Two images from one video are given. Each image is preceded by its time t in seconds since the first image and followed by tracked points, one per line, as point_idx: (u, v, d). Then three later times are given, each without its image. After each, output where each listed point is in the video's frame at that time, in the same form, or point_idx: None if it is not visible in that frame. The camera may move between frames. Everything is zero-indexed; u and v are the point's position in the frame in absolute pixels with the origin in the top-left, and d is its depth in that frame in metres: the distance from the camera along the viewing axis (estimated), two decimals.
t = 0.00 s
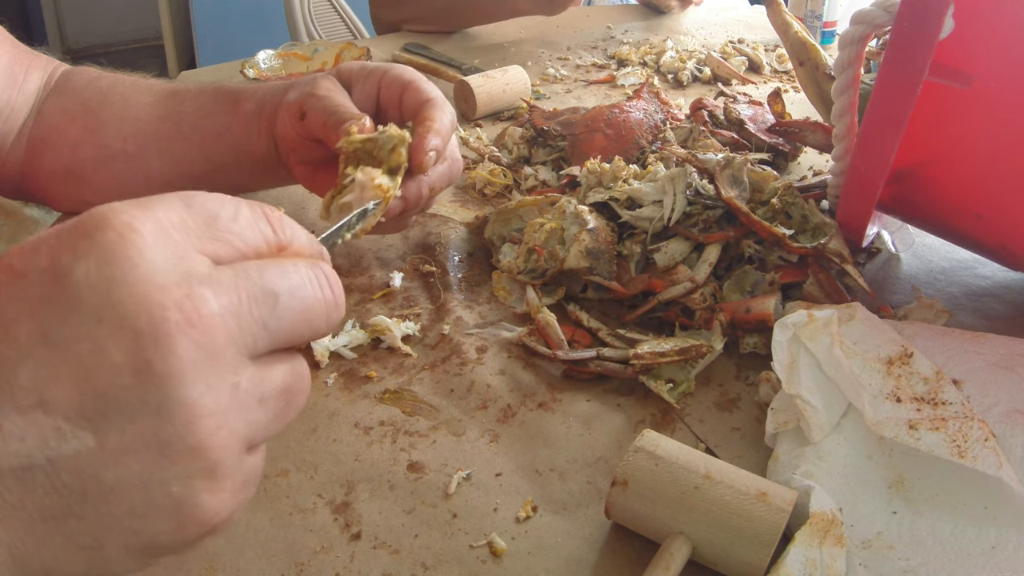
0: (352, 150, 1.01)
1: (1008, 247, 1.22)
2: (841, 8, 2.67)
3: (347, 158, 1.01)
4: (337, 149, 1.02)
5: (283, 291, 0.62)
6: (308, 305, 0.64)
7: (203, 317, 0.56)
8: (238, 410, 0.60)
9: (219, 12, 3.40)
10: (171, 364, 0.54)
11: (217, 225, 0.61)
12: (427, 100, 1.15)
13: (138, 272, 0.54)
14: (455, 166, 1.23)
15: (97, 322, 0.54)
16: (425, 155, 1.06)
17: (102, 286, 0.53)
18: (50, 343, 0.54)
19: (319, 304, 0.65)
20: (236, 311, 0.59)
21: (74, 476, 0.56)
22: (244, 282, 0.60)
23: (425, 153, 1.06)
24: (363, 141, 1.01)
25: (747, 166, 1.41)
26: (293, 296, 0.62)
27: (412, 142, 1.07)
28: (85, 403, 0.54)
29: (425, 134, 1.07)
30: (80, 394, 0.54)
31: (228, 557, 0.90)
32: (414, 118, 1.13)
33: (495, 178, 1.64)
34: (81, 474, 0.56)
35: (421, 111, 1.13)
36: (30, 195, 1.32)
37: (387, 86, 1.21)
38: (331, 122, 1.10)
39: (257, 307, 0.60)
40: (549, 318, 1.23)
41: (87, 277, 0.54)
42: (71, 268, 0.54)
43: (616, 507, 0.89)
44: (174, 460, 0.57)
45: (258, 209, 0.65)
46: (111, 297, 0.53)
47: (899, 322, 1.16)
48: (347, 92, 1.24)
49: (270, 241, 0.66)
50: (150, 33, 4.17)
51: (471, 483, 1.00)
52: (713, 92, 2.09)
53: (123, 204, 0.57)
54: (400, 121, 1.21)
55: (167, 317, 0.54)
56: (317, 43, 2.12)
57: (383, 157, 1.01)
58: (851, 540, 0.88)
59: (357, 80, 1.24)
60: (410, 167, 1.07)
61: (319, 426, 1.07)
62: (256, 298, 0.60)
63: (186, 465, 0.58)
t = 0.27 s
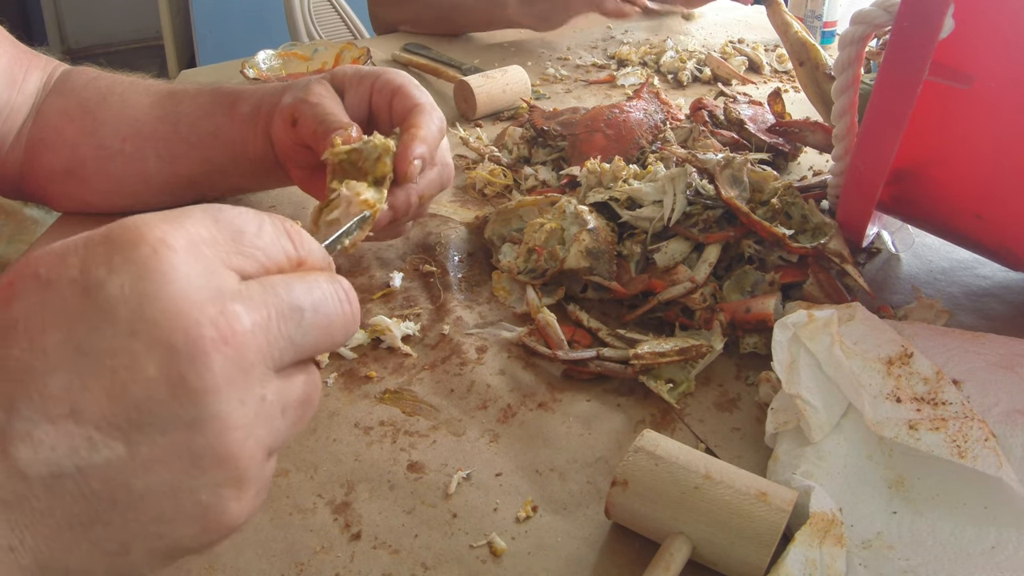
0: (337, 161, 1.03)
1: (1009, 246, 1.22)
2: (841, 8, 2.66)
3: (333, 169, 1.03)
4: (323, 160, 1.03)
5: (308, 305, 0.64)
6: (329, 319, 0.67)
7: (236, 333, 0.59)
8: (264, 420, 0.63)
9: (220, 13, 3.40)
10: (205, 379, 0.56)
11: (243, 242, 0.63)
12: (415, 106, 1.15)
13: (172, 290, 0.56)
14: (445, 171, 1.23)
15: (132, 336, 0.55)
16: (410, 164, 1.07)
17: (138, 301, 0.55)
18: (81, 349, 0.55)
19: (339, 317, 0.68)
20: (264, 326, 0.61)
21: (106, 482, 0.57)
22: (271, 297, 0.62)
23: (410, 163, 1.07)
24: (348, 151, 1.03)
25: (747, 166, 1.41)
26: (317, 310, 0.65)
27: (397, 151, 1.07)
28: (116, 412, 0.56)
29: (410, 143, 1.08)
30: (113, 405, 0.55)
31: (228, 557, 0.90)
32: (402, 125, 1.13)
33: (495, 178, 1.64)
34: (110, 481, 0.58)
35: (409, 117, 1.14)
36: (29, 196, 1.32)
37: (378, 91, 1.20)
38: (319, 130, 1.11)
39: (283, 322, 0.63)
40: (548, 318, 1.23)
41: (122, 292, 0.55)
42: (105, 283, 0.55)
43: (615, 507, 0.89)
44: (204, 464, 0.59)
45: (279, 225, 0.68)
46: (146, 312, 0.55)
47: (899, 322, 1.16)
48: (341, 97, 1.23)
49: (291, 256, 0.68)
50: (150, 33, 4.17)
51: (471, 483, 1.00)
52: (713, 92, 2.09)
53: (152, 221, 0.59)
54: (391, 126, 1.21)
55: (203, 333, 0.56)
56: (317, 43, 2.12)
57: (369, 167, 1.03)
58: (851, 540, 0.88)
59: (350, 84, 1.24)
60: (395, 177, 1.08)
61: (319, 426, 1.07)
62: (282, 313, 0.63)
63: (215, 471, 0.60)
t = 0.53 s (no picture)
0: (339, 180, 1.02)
1: (1009, 246, 1.22)
2: (841, 8, 2.66)
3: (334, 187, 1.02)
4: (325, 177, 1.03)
5: (308, 280, 0.56)
6: (325, 297, 0.58)
7: (248, 308, 0.51)
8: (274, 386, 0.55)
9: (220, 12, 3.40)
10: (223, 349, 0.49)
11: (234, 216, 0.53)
12: (419, 133, 1.11)
13: (176, 253, 0.48)
14: (445, 205, 1.18)
15: (139, 301, 0.47)
16: (411, 199, 1.04)
17: (145, 264, 0.47)
18: (92, 331, 0.47)
19: (333, 294, 0.59)
20: (269, 302, 0.53)
21: (127, 452, 0.49)
22: (274, 273, 0.54)
23: (412, 198, 1.04)
24: (350, 175, 1.02)
25: (747, 166, 1.41)
26: (315, 286, 0.57)
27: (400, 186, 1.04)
28: (130, 378, 0.48)
29: (412, 178, 1.05)
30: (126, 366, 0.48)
31: (228, 557, 0.90)
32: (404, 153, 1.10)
33: (495, 177, 1.64)
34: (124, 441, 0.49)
35: (412, 145, 1.11)
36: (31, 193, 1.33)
37: (382, 110, 1.17)
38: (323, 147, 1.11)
39: (286, 298, 0.55)
40: (549, 318, 1.23)
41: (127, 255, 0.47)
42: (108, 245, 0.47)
43: (615, 507, 0.89)
44: (223, 450, 0.52)
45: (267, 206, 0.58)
46: (155, 279, 0.47)
47: (899, 322, 1.16)
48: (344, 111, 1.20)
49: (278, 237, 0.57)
50: (150, 33, 4.18)
51: (471, 483, 1.00)
52: (713, 91, 2.09)
53: (158, 198, 0.50)
54: (393, 147, 1.17)
55: (216, 304, 0.49)
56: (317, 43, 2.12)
57: (370, 196, 1.02)
58: (851, 540, 0.88)
59: (355, 98, 1.20)
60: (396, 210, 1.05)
61: (319, 426, 1.07)
62: (286, 288, 0.55)
63: (227, 432, 0.51)
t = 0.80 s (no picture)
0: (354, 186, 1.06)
1: (1009, 246, 1.22)
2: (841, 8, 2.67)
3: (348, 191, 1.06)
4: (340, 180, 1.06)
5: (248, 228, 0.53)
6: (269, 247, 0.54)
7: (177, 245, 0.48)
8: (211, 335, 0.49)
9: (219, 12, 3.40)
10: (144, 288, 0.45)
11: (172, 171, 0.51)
12: (428, 144, 1.17)
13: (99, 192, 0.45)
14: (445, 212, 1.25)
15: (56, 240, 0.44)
16: (420, 213, 1.13)
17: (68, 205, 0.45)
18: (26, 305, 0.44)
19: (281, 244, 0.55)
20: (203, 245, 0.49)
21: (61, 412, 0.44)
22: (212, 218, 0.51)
23: (421, 212, 1.14)
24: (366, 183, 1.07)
25: (747, 166, 1.41)
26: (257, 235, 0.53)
27: (411, 201, 1.13)
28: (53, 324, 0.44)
29: (423, 192, 1.13)
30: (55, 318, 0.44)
31: (228, 557, 0.90)
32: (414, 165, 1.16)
33: (495, 177, 1.64)
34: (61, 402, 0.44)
35: (420, 157, 1.17)
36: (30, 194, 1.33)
37: (394, 113, 1.20)
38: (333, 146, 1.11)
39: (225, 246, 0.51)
40: (549, 318, 1.23)
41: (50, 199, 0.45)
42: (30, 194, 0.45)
43: (616, 507, 0.90)
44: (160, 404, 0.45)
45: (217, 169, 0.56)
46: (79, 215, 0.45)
47: (899, 322, 1.16)
48: (354, 110, 1.21)
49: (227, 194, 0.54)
50: (150, 33, 4.18)
51: (471, 483, 1.00)
52: (713, 92, 2.09)
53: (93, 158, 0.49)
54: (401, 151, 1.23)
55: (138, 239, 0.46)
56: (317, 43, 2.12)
57: (382, 208, 1.09)
58: (851, 540, 0.88)
59: (366, 97, 1.22)
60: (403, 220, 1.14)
61: (319, 426, 1.07)
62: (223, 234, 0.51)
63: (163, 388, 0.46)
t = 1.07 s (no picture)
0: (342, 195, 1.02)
1: (1008, 246, 1.22)
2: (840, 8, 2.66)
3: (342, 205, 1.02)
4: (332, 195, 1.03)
5: (301, 316, 0.54)
6: (321, 325, 0.56)
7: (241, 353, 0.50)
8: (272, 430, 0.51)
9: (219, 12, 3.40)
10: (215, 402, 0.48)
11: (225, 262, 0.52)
12: (410, 111, 1.11)
13: (162, 308, 0.47)
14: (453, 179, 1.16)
15: (126, 353, 0.46)
16: (412, 173, 1.02)
17: (135, 317, 0.47)
18: (91, 412, 0.46)
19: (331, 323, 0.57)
20: (265, 345, 0.52)
21: (127, 516, 0.46)
22: (266, 312, 0.52)
23: (412, 172, 1.02)
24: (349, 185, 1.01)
25: (747, 166, 1.41)
26: (312, 322, 0.55)
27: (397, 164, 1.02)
28: (124, 433, 0.46)
29: (407, 153, 1.03)
30: (123, 426, 0.46)
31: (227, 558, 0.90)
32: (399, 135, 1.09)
33: (495, 177, 1.64)
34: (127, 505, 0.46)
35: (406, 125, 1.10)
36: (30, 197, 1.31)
37: (369, 96, 1.16)
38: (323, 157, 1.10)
39: (282, 340, 0.53)
40: (549, 318, 1.23)
41: (116, 311, 0.47)
42: (100, 303, 0.47)
43: (616, 507, 0.89)
44: (224, 502, 0.48)
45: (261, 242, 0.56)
46: (146, 328, 0.46)
47: (899, 322, 1.16)
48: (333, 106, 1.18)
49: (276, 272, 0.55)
50: (150, 33, 4.18)
51: (471, 483, 1.00)
52: (713, 91, 2.09)
53: (146, 248, 0.50)
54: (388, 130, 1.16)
55: (205, 355, 0.48)
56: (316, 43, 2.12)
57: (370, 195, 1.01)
58: (851, 540, 0.88)
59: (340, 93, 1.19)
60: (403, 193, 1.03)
61: (319, 426, 1.07)
62: (280, 328, 0.53)
63: (225, 485, 0.48)
